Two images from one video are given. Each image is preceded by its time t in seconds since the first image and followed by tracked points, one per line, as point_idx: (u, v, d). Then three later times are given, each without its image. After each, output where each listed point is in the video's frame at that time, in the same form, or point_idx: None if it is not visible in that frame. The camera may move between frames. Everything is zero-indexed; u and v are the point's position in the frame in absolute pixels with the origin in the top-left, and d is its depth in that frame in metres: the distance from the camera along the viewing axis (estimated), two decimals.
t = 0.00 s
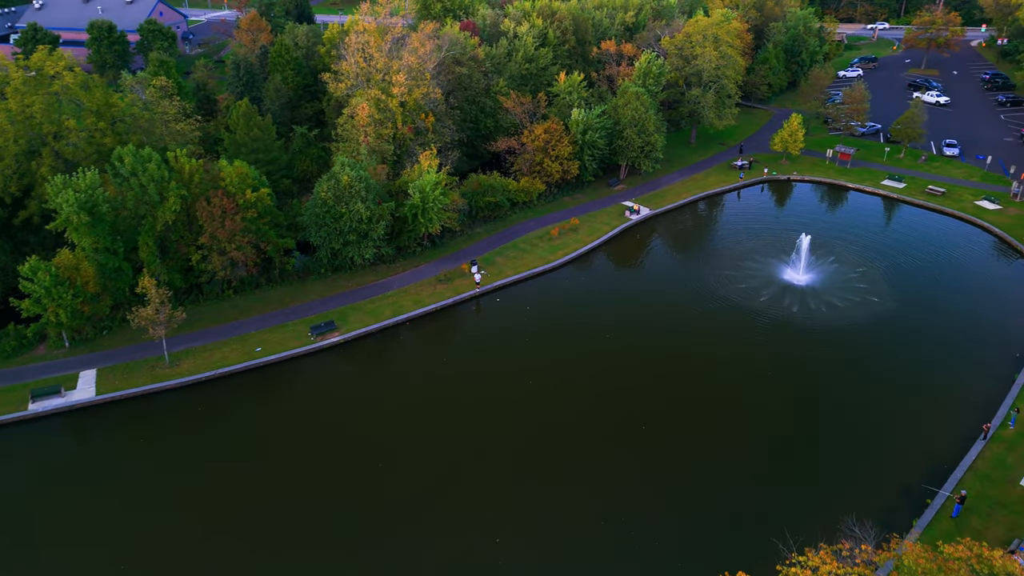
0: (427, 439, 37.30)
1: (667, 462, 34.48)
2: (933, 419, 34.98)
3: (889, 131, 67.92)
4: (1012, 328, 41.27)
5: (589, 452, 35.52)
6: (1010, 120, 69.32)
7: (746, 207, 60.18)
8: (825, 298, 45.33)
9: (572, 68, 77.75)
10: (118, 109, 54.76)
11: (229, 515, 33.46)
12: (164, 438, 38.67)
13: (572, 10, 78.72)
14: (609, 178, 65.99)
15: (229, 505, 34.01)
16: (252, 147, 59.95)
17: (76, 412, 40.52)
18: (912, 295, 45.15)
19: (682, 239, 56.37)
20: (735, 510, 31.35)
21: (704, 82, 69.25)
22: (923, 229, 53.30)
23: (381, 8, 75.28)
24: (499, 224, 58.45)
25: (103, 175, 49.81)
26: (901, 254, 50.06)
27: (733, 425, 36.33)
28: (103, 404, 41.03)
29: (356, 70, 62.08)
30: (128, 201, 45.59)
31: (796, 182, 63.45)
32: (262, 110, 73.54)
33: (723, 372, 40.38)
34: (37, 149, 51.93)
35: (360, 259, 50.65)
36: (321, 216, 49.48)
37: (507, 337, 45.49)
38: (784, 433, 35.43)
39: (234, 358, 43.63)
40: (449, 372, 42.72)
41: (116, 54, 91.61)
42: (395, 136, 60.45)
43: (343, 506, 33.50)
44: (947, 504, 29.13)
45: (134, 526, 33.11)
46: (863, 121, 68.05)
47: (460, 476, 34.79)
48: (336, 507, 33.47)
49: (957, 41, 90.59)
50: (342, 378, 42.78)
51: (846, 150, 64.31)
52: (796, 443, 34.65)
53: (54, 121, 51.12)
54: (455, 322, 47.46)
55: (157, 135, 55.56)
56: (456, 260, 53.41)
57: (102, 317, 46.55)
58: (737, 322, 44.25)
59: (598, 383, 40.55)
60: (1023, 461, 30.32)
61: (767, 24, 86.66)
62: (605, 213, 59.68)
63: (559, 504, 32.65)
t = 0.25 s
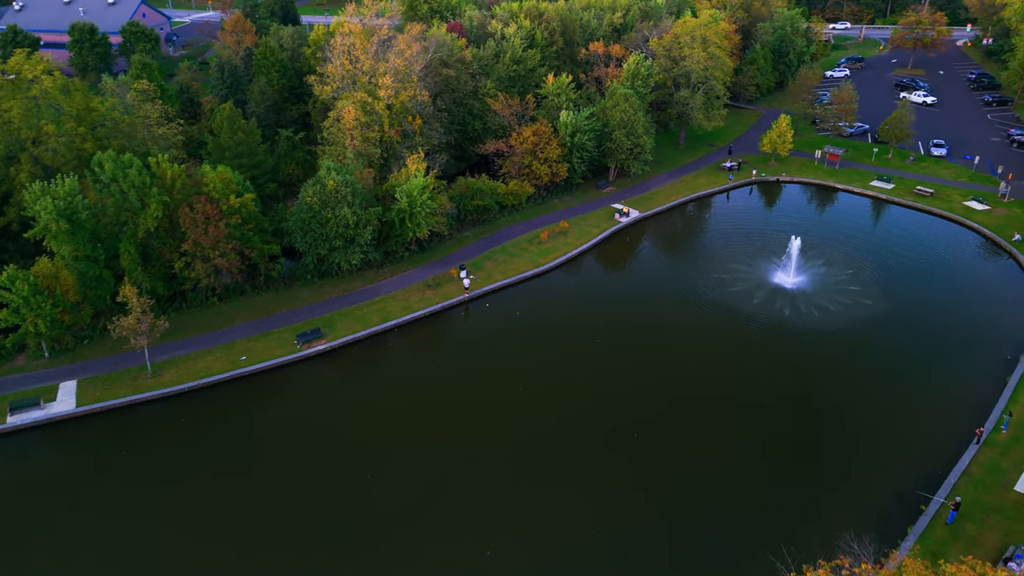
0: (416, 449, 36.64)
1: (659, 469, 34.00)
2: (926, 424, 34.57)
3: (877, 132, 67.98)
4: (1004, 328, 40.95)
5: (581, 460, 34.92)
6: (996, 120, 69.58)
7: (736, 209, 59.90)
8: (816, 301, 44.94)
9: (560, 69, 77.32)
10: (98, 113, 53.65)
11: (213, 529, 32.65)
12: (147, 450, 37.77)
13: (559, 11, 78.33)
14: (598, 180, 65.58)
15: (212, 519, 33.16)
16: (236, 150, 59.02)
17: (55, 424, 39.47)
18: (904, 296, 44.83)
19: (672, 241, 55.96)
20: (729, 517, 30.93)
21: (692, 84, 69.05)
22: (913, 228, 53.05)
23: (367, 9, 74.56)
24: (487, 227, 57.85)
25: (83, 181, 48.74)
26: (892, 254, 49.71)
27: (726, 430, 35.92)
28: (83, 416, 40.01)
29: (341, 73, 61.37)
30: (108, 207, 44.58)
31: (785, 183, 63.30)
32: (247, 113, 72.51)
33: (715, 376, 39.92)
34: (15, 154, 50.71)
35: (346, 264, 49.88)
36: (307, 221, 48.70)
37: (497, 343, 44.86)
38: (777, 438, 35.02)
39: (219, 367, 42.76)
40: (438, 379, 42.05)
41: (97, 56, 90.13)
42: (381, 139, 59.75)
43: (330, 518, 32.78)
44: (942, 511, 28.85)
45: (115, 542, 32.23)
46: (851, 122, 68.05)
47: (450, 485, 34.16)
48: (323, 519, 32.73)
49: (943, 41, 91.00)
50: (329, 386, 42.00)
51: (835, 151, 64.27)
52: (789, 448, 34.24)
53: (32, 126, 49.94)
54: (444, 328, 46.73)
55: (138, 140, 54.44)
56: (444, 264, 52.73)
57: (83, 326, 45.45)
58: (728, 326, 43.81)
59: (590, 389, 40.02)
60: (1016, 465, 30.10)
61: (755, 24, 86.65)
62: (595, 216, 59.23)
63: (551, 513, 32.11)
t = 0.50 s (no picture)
0: (403, 460, 35.85)
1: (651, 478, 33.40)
2: (917, 429, 34.20)
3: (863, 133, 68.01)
4: (993, 331, 40.72)
5: (571, 470, 34.28)
6: (981, 119, 69.85)
7: (724, 211, 59.56)
8: (805, 305, 44.60)
9: (546, 71, 76.84)
10: (75, 119, 52.39)
11: (194, 547, 31.67)
12: (126, 466, 36.70)
13: (545, 13, 77.89)
14: (585, 183, 65.09)
15: (193, 538, 32.16)
16: (218, 155, 57.94)
17: (30, 439, 38.24)
18: (893, 299, 44.58)
19: (661, 244, 55.51)
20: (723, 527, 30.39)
21: (679, 85, 68.79)
22: (901, 230, 52.88)
23: (351, 11, 73.72)
24: (474, 231, 57.17)
25: (60, 189, 47.53)
26: (881, 256, 49.45)
27: (718, 437, 35.41)
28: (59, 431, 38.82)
29: (325, 76, 60.52)
30: (85, 216, 43.45)
31: (773, 184, 63.11)
32: (229, 117, 71.33)
33: (706, 382, 39.37)
34: None
35: (331, 271, 48.99)
36: (290, 228, 47.80)
37: (484, 350, 44.12)
38: (770, 444, 34.53)
39: (200, 378, 41.73)
40: (424, 387, 41.26)
41: (76, 59, 88.40)
42: (366, 143, 58.93)
43: (315, 533, 31.91)
44: (936, 519, 28.52)
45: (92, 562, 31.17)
46: (837, 123, 68.00)
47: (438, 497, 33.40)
48: (308, 535, 31.86)
49: (927, 41, 91.45)
50: (314, 397, 41.10)
51: (822, 152, 64.17)
52: (782, 455, 33.75)
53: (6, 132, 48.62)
54: (431, 335, 45.91)
55: (117, 145, 52.93)
56: (431, 270, 51.95)
57: (60, 338, 44.15)
58: (718, 331, 43.34)
59: (579, 396, 39.38)
60: (1010, 471, 29.84)
61: (740, 25, 86.62)
62: (583, 220, 58.70)
63: (542, 525, 31.42)
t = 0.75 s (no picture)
0: (391, 471, 35.18)
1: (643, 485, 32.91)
2: (910, 433, 33.89)
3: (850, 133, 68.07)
4: (983, 332, 40.57)
5: (562, 478, 33.71)
6: (966, 119, 70.13)
7: (712, 213, 59.29)
8: (795, 307, 44.31)
9: (533, 73, 76.42)
10: (53, 124, 51.14)
11: (176, 564, 30.85)
12: (105, 481, 35.75)
13: (532, 14, 77.49)
14: (573, 185, 64.66)
15: (175, 555, 31.33)
16: (201, 160, 56.94)
17: (6, 454, 37.15)
18: (883, 300, 44.38)
19: (650, 247, 55.11)
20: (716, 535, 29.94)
21: (666, 86, 68.59)
22: (889, 231, 52.78)
23: (335, 13, 72.89)
24: (462, 235, 56.56)
25: (37, 196, 46.38)
26: (870, 257, 49.28)
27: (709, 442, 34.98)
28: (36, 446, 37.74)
29: (309, 79, 59.74)
30: (63, 224, 42.44)
31: (761, 186, 62.95)
32: (212, 120, 70.22)
33: (697, 386, 38.90)
34: None
35: (316, 277, 48.18)
36: (273, 234, 47.01)
37: (473, 356, 43.46)
38: (762, 450, 34.10)
39: (182, 389, 40.81)
40: (412, 395, 40.59)
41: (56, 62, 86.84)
42: (351, 146, 58.20)
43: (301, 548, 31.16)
44: (929, 525, 28.29)
45: None
46: (824, 123, 67.98)
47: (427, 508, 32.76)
48: (294, 550, 31.12)
49: (912, 41, 91.88)
50: (299, 406, 40.30)
51: (809, 153, 64.11)
52: (775, 460, 33.36)
53: None
54: (418, 342, 45.20)
55: (96, 150, 51.62)
56: (418, 275, 51.26)
57: (38, 349, 42.91)
58: (708, 334, 42.91)
59: (570, 402, 38.82)
60: (1002, 475, 29.68)
61: (726, 26, 86.62)
62: (571, 223, 58.22)
63: (533, 536, 30.87)
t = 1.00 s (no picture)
0: (379, 483, 34.47)
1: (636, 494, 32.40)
2: (905, 439, 33.56)
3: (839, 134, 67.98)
4: (975, 335, 40.32)
5: (553, 488, 33.12)
6: (954, 119, 70.27)
7: (702, 215, 58.93)
8: (787, 311, 43.94)
9: (520, 74, 75.87)
10: (29, 128, 49.63)
11: None
12: (85, 497, 34.78)
13: (519, 16, 76.93)
14: (562, 188, 64.15)
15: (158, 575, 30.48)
16: (184, 164, 55.89)
17: None
18: (874, 303, 44.11)
19: (640, 250, 54.64)
20: (711, 546, 29.50)
21: (655, 88, 68.26)
22: (880, 232, 52.54)
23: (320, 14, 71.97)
24: (450, 240, 55.86)
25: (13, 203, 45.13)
26: (861, 259, 49.00)
27: (702, 449, 34.53)
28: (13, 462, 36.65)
29: (293, 82, 58.85)
30: (40, 233, 41.33)
31: (750, 187, 62.69)
32: (195, 124, 69.06)
33: (690, 392, 38.42)
34: None
35: (302, 285, 47.32)
36: (258, 241, 46.13)
37: (462, 364, 42.76)
38: (756, 457, 33.68)
39: (165, 401, 39.86)
40: (400, 404, 39.86)
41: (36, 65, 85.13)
42: (337, 150, 57.37)
43: (287, 565, 30.39)
44: (926, 534, 27.97)
45: None
46: (813, 124, 67.82)
47: (417, 522, 32.08)
48: (280, 567, 30.35)
49: (898, 40, 92.15)
50: (285, 417, 39.48)
51: (799, 154, 63.91)
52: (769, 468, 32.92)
53: None
54: (406, 349, 44.42)
55: (76, 156, 50.36)
56: (405, 281, 50.50)
57: (16, 360, 41.58)
58: (700, 339, 42.42)
59: (561, 409, 38.24)
60: (997, 482, 29.43)
61: (714, 26, 86.44)
62: (561, 226, 57.67)
63: (525, 549, 30.27)
